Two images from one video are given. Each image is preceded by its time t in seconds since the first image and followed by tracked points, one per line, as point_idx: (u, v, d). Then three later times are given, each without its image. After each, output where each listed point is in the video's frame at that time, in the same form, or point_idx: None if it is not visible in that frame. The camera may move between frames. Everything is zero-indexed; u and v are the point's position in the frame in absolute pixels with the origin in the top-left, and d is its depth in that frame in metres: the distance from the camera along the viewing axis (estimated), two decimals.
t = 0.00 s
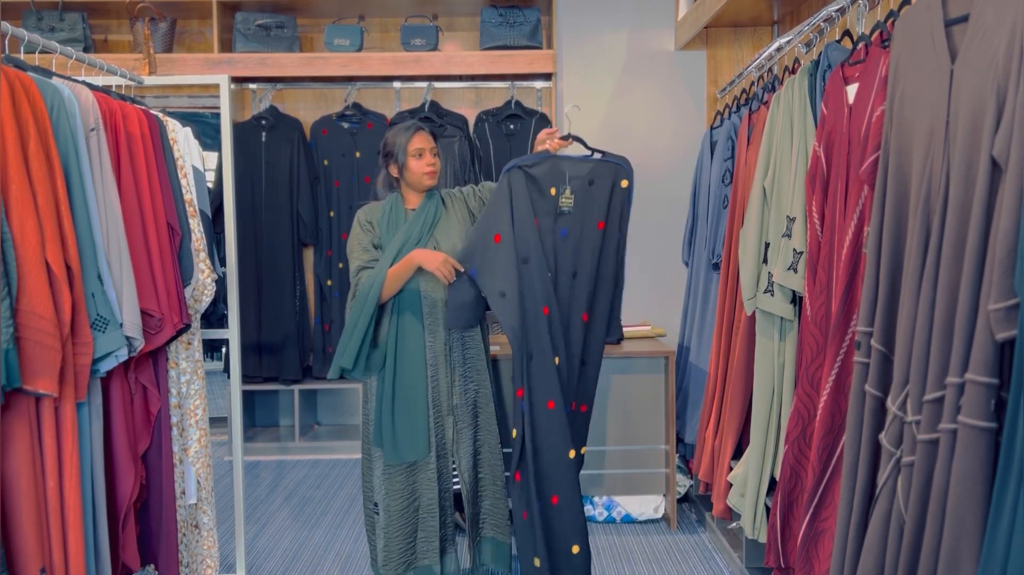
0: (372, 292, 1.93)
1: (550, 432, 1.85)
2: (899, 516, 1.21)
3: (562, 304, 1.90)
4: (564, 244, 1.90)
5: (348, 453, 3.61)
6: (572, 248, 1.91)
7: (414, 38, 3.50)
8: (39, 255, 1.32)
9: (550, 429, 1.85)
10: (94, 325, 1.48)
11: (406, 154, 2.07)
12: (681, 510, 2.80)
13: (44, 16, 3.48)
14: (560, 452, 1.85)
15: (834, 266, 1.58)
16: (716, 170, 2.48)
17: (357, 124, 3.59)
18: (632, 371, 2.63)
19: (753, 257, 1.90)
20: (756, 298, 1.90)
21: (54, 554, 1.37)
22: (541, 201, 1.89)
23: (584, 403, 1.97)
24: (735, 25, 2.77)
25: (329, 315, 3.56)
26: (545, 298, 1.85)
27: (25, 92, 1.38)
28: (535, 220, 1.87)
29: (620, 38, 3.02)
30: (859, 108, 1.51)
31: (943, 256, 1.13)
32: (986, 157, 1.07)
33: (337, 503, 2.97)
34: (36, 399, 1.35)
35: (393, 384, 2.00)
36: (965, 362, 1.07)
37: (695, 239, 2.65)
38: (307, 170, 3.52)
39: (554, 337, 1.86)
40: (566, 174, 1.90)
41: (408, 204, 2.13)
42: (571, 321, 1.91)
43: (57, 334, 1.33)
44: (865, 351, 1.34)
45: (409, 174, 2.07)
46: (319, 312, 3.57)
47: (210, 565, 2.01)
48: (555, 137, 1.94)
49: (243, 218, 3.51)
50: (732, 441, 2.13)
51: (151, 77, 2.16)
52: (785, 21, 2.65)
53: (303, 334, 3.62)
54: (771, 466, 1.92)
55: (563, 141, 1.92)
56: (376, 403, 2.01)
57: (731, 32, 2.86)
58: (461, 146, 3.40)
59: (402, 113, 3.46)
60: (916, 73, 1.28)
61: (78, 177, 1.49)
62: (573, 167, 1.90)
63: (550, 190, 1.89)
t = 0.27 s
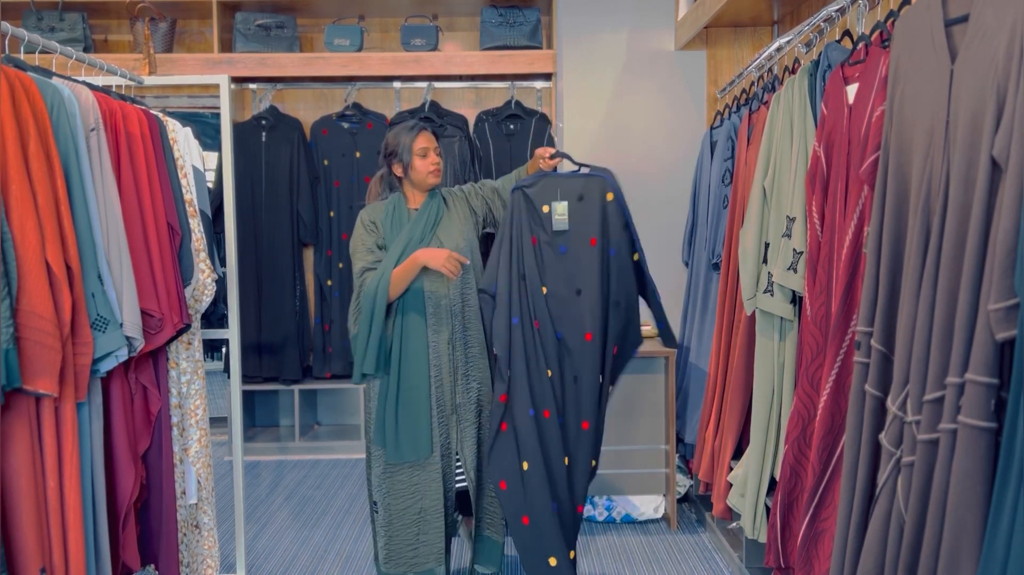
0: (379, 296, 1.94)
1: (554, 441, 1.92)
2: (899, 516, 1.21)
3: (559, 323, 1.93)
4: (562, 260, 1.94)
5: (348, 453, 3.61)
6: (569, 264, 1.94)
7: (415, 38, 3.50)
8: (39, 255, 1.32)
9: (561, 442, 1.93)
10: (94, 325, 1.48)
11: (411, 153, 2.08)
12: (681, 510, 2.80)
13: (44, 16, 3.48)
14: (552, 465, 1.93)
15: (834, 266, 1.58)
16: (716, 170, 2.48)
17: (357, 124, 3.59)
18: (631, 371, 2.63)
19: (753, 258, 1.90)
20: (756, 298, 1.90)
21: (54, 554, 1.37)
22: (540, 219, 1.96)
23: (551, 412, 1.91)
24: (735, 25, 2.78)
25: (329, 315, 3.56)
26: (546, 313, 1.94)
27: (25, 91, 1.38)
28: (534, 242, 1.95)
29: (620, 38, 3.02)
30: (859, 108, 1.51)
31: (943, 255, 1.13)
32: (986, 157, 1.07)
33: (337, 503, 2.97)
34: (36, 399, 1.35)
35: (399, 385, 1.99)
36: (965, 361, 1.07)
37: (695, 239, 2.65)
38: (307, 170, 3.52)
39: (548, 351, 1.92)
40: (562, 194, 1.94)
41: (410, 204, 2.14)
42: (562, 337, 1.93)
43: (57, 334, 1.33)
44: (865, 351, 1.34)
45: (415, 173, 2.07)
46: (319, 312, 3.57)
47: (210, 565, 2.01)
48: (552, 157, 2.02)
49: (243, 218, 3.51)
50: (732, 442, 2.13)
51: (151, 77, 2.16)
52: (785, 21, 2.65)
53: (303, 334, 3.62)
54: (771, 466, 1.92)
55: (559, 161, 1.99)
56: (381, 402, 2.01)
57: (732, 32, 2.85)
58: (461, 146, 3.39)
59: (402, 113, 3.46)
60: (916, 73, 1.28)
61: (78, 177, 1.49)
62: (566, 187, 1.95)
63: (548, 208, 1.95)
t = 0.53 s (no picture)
0: (398, 298, 1.94)
1: (600, 496, 1.48)
2: (899, 516, 1.21)
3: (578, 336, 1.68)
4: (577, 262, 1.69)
5: (348, 453, 3.61)
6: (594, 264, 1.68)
7: (415, 38, 3.50)
8: (40, 255, 1.32)
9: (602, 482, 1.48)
10: (94, 325, 1.48)
11: (414, 155, 2.09)
12: (681, 510, 2.80)
13: (44, 16, 3.48)
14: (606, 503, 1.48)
15: (834, 266, 1.58)
16: (716, 170, 2.48)
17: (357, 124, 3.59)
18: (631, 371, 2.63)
19: (753, 257, 1.90)
20: (756, 298, 1.90)
21: (54, 554, 1.37)
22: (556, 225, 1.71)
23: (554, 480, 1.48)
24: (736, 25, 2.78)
25: (329, 315, 3.57)
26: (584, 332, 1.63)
27: (25, 91, 1.38)
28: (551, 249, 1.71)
29: (620, 38, 3.03)
30: (859, 108, 1.51)
31: (943, 255, 1.13)
32: (986, 157, 1.07)
33: (337, 503, 2.97)
34: (36, 399, 1.35)
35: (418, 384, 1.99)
36: (965, 361, 1.07)
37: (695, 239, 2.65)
38: (307, 170, 3.52)
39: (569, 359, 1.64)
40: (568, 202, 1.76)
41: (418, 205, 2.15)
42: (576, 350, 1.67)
43: (57, 334, 1.33)
44: (865, 351, 1.34)
45: (420, 174, 2.08)
46: (319, 312, 3.58)
47: (210, 565, 2.01)
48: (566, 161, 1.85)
49: (243, 218, 3.51)
50: (732, 442, 2.13)
51: (151, 77, 2.16)
52: (785, 21, 2.65)
53: (303, 334, 3.62)
54: (771, 466, 1.92)
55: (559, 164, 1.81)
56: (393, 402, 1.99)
57: (731, 32, 2.86)
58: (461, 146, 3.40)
59: (402, 113, 3.47)
60: (917, 73, 1.28)
61: (78, 177, 1.49)
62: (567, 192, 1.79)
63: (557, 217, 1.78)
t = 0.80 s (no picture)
0: (415, 293, 1.93)
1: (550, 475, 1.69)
2: (899, 516, 1.21)
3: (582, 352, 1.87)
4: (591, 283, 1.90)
5: (349, 453, 3.61)
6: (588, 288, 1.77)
7: (415, 38, 3.50)
8: (40, 255, 1.32)
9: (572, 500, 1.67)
10: (94, 325, 1.48)
11: (420, 156, 2.08)
12: (681, 510, 2.80)
13: (44, 16, 3.48)
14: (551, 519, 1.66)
15: (834, 266, 1.58)
16: (716, 170, 2.48)
17: (357, 124, 3.59)
18: (631, 371, 2.63)
19: (753, 258, 1.90)
20: (756, 298, 1.90)
21: (54, 554, 1.37)
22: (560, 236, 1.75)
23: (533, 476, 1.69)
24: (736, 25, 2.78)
25: (329, 315, 3.57)
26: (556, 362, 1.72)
27: (25, 91, 1.38)
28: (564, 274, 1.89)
29: (620, 38, 3.03)
30: (859, 108, 1.51)
31: (943, 255, 1.14)
32: (986, 157, 1.07)
33: (337, 503, 2.97)
34: (36, 399, 1.35)
35: (437, 377, 2.00)
36: (965, 362, 1.07)
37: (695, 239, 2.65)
38: (307, 170, 3.52)
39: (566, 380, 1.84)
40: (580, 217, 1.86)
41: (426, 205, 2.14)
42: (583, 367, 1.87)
43: (57, 334, 1.33)
44: (865, 352, 1.34)
45: (427, 177, 2.08)
46: (319, 312, 3.58)
47: (210, 565, 2.01)
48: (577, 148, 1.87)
49: (243, 219, 3.51)
50: (732, 442, 2.13)
51: (151, 78, 2.16)
52: (785, 21, 2.65)
53: (303, 334, 3.62)
54: (771, 466, 1.92)
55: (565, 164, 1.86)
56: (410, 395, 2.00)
57: (731, 32, 2.85)
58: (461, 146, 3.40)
59: (402, 113, 3.47)
60: (917, 73, 1.28)
61: (78, 177, 1.49)
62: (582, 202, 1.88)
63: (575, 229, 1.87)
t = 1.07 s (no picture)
0: (426, 289, 2.02)
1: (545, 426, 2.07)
2: (899, 517, 1.21)
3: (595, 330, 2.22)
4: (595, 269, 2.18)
5: (349, 453, 3.61)
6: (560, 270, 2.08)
7: (414, 38, 3.50)
8: (39, 255, 1.32)
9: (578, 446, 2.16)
10: (94, 325, 1.48)
11: (426, 159, 2.11)
12: (681, 511, 2.80)
13: (44, 16, 3.48)
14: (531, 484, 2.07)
15: (834, 266, 1.58)
16: (716, 170, 2.48)
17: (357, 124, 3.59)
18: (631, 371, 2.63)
19: (753, 258, 1.90)
20: (756, 298, 1.90)
21: (54, 554, 1.37)
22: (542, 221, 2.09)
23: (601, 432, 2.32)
24: (736, 25, 2.76)
25: (329, 315, 3.57)
26: (538, 334, 2.06)
27: (25, 91, 1.38)
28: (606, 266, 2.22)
29: (620, 38, 3.03)
30: (859, 109, 1.51)
31: (943, 255, 1.14)
32: (986, 157, 1.07)
33: (336, 503, 2.97)
34: (35, 399, 1.35)
35: (451, 373, 2.08)
36: (965, 362, 1.07)
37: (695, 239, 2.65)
38: (307, 170, 3.52)
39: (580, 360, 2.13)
40: (597, 205, 2.18)
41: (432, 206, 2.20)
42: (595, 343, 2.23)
43: (57, 334, 1.33)
44: (865, 352, 1.34)
45: (435, 179, 2.12)
46: (319, 312, 3.58)
47: (210, 565, 2.01)
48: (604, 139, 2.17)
49: (243, 219, 3.51)
50: (732, 442, 2.13)
51: (151, 78, 2.16)
52: (785, 21, 2.64)
53: (303, 334, 3.62)
54: (771, 466, 1.92)
55: (571, 155, 2.17)
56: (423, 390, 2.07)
57: (731, 32, 2.85)
58: (461, 146, 3.39)
59: (402, 114, 3.47)
60: (917, 73, 1.28)
61: (78, 177, 1.49)
62: (590, 187, 2.16)
63: (602, 220, 2.19)
